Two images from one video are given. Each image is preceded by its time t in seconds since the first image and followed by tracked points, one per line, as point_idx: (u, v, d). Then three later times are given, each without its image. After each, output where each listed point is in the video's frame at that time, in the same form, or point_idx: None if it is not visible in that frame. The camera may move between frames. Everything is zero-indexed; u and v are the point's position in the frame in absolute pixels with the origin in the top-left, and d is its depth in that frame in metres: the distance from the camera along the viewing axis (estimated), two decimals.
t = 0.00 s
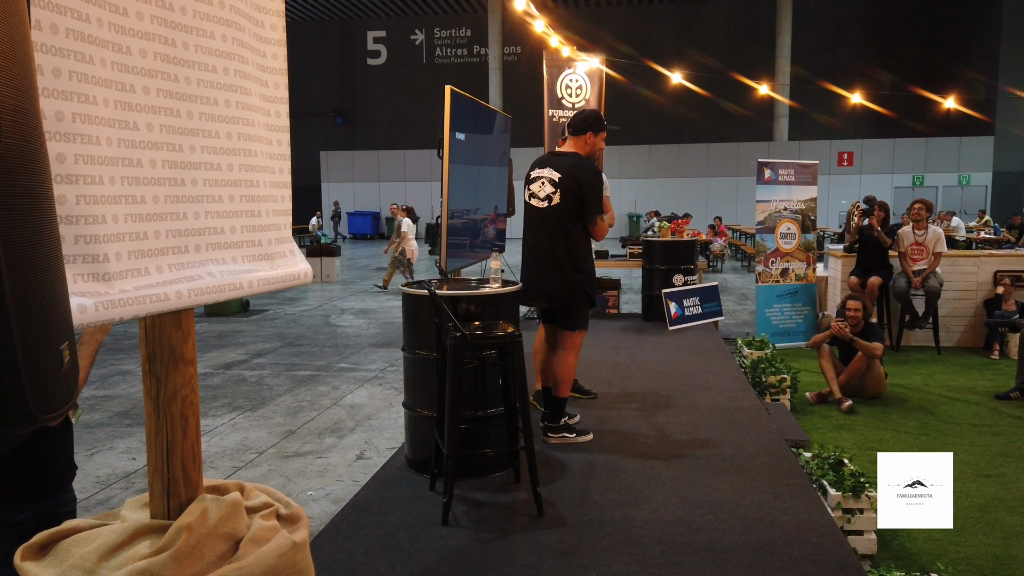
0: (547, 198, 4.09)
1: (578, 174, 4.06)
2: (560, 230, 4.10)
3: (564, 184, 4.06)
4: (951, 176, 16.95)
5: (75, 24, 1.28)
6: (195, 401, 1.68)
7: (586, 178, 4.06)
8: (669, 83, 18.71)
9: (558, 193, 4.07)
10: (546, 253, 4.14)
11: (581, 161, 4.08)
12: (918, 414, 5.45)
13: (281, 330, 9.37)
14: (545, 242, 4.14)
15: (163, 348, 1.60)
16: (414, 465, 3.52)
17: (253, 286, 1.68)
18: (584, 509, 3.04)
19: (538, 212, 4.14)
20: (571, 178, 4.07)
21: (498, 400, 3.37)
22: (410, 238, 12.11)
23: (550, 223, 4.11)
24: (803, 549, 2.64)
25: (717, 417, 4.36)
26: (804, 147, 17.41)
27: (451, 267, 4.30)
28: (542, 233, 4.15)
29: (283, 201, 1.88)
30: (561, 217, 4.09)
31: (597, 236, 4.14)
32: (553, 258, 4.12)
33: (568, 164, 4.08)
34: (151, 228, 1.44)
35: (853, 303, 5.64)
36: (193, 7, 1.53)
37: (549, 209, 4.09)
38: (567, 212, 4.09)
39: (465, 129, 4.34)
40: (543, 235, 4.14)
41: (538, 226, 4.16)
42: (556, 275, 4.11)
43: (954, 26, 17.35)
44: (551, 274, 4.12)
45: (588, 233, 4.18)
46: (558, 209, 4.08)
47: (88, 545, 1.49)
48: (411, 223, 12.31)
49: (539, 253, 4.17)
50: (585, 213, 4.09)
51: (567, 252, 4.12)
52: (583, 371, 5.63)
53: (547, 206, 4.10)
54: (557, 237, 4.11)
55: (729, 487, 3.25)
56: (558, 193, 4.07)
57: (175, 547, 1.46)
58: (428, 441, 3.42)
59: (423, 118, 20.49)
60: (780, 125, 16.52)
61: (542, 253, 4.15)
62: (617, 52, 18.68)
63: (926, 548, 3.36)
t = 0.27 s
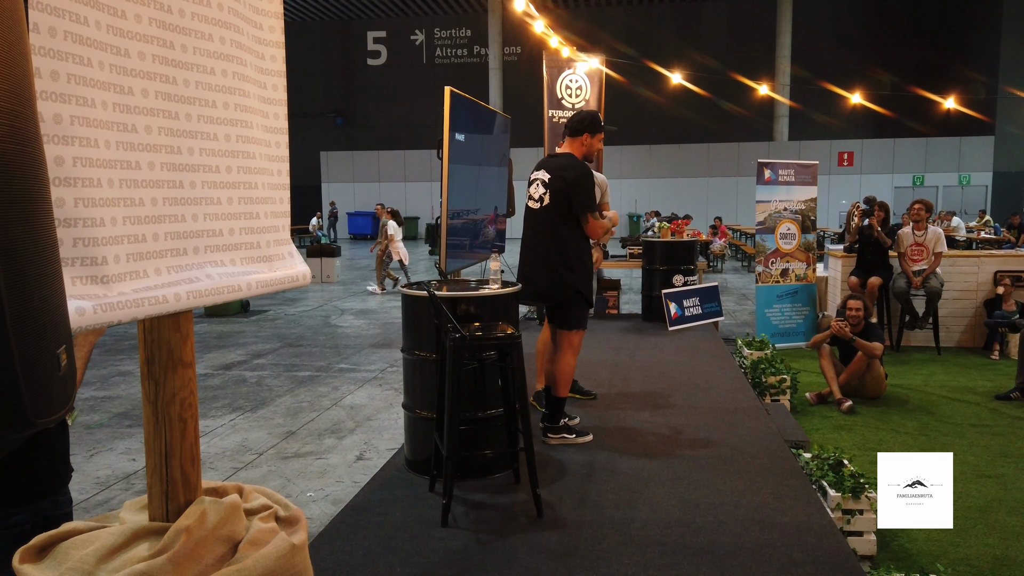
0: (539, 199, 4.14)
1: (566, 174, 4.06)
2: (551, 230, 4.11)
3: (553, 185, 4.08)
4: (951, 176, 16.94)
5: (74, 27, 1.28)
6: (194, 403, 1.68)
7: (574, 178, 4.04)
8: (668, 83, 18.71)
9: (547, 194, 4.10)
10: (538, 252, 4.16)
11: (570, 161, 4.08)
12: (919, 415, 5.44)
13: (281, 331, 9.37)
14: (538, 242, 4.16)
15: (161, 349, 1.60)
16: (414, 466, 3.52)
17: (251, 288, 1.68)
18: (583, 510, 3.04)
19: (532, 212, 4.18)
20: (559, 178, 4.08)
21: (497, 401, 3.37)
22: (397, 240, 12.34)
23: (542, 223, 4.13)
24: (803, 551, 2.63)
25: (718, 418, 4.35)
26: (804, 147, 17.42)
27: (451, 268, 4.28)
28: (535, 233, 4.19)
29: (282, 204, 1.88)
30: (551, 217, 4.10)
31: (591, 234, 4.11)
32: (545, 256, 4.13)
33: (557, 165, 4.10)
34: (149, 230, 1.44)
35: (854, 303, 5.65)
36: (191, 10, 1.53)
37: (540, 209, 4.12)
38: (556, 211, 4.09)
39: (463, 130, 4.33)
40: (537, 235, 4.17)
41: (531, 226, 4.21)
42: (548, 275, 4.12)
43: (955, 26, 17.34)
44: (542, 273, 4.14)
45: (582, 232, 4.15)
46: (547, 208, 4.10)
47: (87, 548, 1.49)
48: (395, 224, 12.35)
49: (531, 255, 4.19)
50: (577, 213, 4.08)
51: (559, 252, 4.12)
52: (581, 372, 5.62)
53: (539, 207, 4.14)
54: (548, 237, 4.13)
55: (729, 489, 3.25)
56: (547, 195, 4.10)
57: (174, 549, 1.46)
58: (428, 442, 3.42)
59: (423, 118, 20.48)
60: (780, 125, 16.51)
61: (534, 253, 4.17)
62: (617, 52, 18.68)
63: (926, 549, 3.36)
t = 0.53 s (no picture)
0: (537, 200, 4.15)
1: (564, 175, 4.07)
2: (550, 229, 4.11)
3: (550, 186, 4.09)
4: (951, 175, 16.93)
5: (70, 29, 1.28)
6: (192, 406, 1.68)
7: (572, 178, 4.04)
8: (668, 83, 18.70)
9: (546, 194, 4.12)
10: (535, 251, 4.15)
11: (568, 162, 4.10)
12: (919, 414, 5.44)
13: (281, 331, 9.37)
14: (537, 242, 4.16)
15: (159, 352, 1.60)
16: (414, 468, 3.52)
17: (249, 290, 1.67)
18: (583, 511, 3.03)
19: (531, 213, 4.20)
20: (558, 179, 4.09)
21: (497, 402, 3.37)
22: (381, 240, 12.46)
23: (542, 223, 4.14)
24: (802, 551, 2.63)
25: (718, 418, 4.35)
26: (804, 147, 17.41)
27: (450, 268, 4.27)
28: (534, 233, 4.19)
29: (279, 205, 1.88)
30: (548, 216, 4.10)
31: (589, 232, 4.10)
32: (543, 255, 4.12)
33: (555, 167, 4.13)
34: (147, 232, 1.44)
35: (856, 302, 5.64)
36: (188, 12, 1.53)
37: (539, 209, 4.13)
38: (555, 212, 4.09)
39: (463, 130, 4.32)
40: (535, 235, 4.17)
41: (531, 226, 4.21)
42: (547, 273, 4.12)
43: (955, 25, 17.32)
44: (541, 273, 4.14)
45: (580, 232, 4.14)
46: (546, 209, 4.11)
47: (84, 550, 1.49)
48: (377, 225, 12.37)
49: (531, 254, 4.20)
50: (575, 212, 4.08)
51: (557, 251, 4.11)
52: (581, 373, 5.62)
53: (537, 208, 4.14)
54: (546, 236, 4.12)
55: (729, 489, 3.25)
56: (546, 195, 4.12)
57: (171, 552, 1.45)
58: (427, 443, 3.42)
59: (422, 118, 20.46)
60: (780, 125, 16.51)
61: (533, 253, 4.17)
62: (617, 52, 18.67)
63: (927, 549, 3.36)
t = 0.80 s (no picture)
0: (548, 201, 4.10)
1: (576, 175, 4.06)
2: (563, 230, 4.10)
3: (563, 186, 4.06)
4: (952, 174, 16.92)
5: (69, 31, 1.28)
6: (191, 409, 1.68)
7: (584, 178, 4.05)
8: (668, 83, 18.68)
9: (558, 194, 4.08)
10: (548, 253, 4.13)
11: (577, 162, 4.09)
12: (920, 414, 5.43)
13: (282, 332, 9.37)
14: (550, 244, 4.14)
15: (158, 355, 1.60)
16: (414, 469, 3.52)
17: (248, 293, 1.67)
18: (583, 512, 3.03)
19: (541, 214, 4.14)
20: (569, 179, 4.07)
21: (497, 403, 3.37)
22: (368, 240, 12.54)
23: (554, 224, 4.11)
24: (802, 552, 2.63)
25: (718, 419, 4.34)
26: (804, 147, 17.40)
27: (450, 269, 4.26)
28: (546, 235, 4.15)
29: (278, 207, 1.88)
30: (562, 216, 4.09)
31: (600, 232, 4.12)
32: (558, 256, 4.12)
33: (566, 167, 4.10)
34: (146, 235, 1.44)
35: (856, 302, 5.61)
36: (186, 14, 1.53)
37: (551, 210, 4.09)
38: (569, 212, 4.08)
39: (463, 131, 4.32)
40: (547, 236, 4.15)
41: (541, 228, 4.17)
42: (561, 273, 4.11)
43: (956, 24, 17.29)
44: (555, 273, 4.12)
45: (592, 231, 4.16)
46: (558, 209, 4.08)
47: (84, 552, 1.49)
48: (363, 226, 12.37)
49: (542, 254, 4.17)
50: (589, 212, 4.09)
51: (570, 252, 4.10)
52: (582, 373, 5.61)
53: (548, 209, 4.10)
54: (559, 235, 4.11)
55: (729, 490, 3.24)
56: (558, 195, 4.08)
57: (171, 555, 1.45)
58: (427, 444, 3.42)
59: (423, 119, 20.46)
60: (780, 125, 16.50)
61: (546, 254, 4.15)
62: (617, 52, 18.66)
63: (927, 549, 3.35)
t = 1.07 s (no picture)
0: (575, 203, 4.08)
1: (603, 175, 4.07)
2: (591, 232, 4.10)
3: (591, 187, 4.06)
4: (953, 174, 16.91)
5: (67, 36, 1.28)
6: (190, 411, 1.68)
7: (610, 179, 4.09)
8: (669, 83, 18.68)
9: (586, 196, 4.07)
10: (574, 255, 4.12)
11: (602, 163, 4.11)
12: (921, 415, 5.43)
13: (282, 334, 9.37)
14: (576, 246, 4.12)
15: (156, 359, 1.60)
16: (414, 471, 3.52)
17: (246, 296, 1.67)
18: (583, 514, 3.03)
19: (565, 216, 4.11)
20: (597, 180, 4.08)
21: (496, 404, 3.37)
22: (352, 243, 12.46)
23: (580, 226, 4.10)
24: (803, 553, 2.62)
25: (719, 420, 4.34)
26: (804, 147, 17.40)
27: (450, 270, 4.25)
28: (571, 237, 4.13)
29: (276, 210, 1.88)
30: (591, 218, 4.10)
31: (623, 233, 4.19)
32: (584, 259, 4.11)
33: (591, 168, 4.09)
34: (144, 238, 1.44)
35: (855, 301, 5.60)
36: (184, 18, 1.53)
37: (579, 212, 4.08)
38: (598, 213, 4.10)
39: (463, 132, 4.32)
40: (572, 237, 4.12)
41: (565, 230, 4.13)
42: (587, 274, 4.11)
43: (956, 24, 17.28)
44: (581, 276, 4.11)
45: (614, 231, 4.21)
46: (588, 211, 4.08)
47: (82, 556, 1.49)
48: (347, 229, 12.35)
49: (566, 255, 4.14)
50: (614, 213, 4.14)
51: (597, 253, 4.12)
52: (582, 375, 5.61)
53: (576, 211, 4.08)
54: (586, 236, 4.10)
55: (729, 491, 3.24)
56: (587, 196, 4.07)
57: (169, 558, 1.45)
58: (427, 446, 3.42)
59: (423, 120, 20.46)
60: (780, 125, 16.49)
61: (571, 257, 4.13)
62: (617, 53, 18.67)
63: (928, 550, 3.35)
